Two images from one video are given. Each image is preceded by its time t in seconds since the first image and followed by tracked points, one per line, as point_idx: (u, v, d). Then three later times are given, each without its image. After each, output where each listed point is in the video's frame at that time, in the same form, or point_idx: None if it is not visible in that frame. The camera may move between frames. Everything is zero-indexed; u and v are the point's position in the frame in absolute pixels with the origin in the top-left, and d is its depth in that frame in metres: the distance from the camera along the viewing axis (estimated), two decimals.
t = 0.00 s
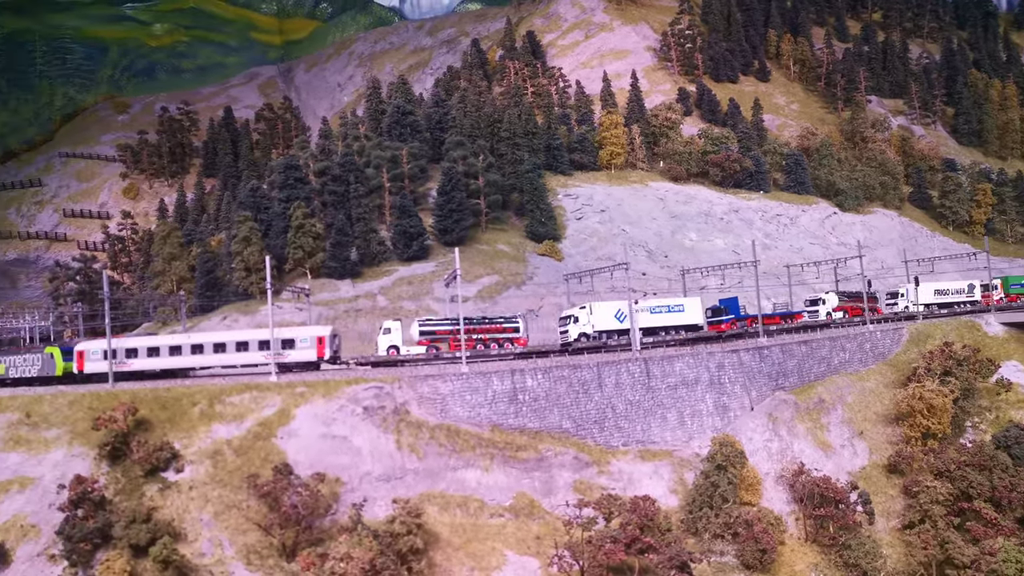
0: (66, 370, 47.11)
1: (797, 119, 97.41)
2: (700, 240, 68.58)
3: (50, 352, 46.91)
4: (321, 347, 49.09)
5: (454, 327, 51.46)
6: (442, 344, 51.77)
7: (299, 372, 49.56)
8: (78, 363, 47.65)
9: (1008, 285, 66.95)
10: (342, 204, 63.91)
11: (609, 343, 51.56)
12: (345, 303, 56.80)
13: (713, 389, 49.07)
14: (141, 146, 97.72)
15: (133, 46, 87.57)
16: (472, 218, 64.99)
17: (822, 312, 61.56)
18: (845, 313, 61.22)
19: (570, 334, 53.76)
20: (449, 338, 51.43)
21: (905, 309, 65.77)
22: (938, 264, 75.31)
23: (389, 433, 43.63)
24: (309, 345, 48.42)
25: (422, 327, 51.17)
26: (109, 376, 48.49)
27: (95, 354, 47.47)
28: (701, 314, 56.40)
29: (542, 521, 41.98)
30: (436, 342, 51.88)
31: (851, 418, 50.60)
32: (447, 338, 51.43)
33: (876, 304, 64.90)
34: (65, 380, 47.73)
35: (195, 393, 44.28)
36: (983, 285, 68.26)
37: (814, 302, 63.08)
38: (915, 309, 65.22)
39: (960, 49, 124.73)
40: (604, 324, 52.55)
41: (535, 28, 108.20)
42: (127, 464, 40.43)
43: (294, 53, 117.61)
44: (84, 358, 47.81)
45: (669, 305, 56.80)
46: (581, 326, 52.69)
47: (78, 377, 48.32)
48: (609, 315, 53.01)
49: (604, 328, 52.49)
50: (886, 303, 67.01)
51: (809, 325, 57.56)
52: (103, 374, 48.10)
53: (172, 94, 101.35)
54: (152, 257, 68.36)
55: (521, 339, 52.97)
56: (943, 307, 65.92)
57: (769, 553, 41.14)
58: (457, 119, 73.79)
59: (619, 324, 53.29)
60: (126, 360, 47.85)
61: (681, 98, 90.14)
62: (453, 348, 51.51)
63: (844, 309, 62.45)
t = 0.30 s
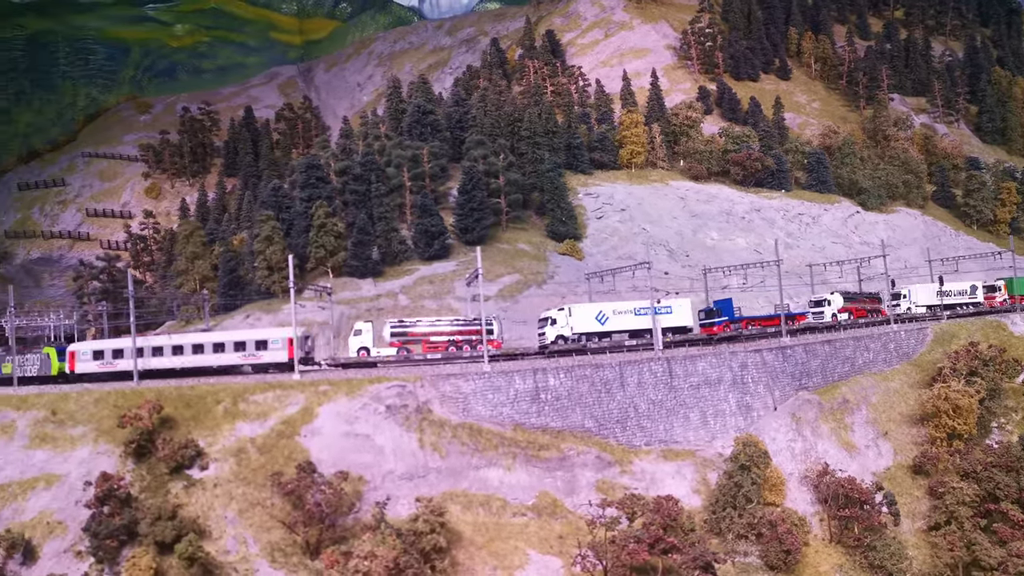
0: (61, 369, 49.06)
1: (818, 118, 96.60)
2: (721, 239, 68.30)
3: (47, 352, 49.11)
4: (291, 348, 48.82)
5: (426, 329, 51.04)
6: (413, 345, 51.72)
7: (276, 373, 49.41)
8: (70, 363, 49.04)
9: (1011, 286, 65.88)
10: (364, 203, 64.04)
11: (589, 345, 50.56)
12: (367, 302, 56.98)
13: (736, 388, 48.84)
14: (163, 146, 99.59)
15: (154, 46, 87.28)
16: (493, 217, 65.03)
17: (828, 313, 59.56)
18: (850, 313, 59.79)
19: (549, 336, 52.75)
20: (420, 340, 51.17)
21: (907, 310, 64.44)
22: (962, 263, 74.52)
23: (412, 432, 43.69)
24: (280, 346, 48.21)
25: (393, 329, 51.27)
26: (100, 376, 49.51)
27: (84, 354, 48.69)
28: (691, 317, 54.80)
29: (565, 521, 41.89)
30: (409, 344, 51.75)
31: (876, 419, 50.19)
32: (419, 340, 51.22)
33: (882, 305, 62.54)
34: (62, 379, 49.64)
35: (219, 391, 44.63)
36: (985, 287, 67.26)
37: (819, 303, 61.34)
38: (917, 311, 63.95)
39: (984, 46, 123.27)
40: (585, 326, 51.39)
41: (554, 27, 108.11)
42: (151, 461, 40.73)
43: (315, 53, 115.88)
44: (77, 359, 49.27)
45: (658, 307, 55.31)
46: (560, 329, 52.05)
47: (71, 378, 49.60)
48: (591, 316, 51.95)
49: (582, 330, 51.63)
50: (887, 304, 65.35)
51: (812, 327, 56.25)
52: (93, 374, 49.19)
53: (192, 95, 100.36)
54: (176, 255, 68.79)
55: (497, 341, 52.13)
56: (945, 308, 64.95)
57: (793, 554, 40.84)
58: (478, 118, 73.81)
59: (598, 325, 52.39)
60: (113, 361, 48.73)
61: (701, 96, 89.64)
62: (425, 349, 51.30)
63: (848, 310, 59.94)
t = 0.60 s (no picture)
0: (61, 368, 50.30)
1: (839, 116, 95.82)
2: (742, 238, 67.99)
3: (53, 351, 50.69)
4: (267, 349, 49.14)
5: (397, 331, 51.43)
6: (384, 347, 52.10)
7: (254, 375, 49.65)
8: (67, 364, 50.14)
9: (1013, 289, 64.10)
10: (384, 203, 64.19)
11: (564, 348, 50.53)
12: (388, 301, 57.14)
13: (759, 388, 48.60)
14: (183, 147, 97.81)
15: (175, 47, 89.09)
16: (513, 216, 65.11)
17: (831, 315, 58.42)
18: (852, 314, 59.47)
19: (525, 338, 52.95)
20: (392, 342, 51.40)
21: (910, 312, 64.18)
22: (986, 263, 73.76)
23: (435, 431, 43.76)
24: (255, 347, 48.57)
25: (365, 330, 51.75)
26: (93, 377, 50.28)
27: (79, 354, 49.48)
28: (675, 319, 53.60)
29: (587, 520, 41.87)
30: (381, 346, 52.28)
31: (900, 420, 49.83)
32: (391, 342, 51.50)
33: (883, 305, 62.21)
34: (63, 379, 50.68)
35: (244, 390, 44.92)
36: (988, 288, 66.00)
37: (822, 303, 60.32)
38: (920, 313, 63.79)
39: (1007, 44, 121.88)
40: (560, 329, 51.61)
41: (572, 26, 107.87)
42: (178, 458, 41.08)
43: (334, 53, 118.28)
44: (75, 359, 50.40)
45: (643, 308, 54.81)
46: (534, 331, 52.14)
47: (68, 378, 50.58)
48: (567, 319, 52.20)
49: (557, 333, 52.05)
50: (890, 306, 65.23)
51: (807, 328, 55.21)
52: (88, 375, 50.08)
53: (213, 95, 102.25)
54: (198, 254, 69.25)
55: (467, 343, 52.35)
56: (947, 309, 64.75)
57: (817, 555, 40.64)
58: (497, 117, 73.81)
59: (575, 328, 52.66)
60: (104, 362, 49.51)
61: (720, 95, 89.18)
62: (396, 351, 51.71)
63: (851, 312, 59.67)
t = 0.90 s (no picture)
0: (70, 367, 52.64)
1: (859, 115, 95.02)
2: (762, 237, 67.70)
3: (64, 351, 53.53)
4: (250, 350, 49.63)
5: (373, 332, 51.71)
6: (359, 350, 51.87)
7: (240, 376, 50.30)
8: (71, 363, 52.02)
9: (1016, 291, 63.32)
10: (403, 202, 64.35)
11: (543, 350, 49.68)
12: (409, 301, 57.32)
13: (781, 388, 48.32)
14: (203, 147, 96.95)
15: (194, 48, 90.73)
16: (532, 216, 65.22)
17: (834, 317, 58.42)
18: (856, 317, 58.72)
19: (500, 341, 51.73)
20: (369, 343, 51.69)
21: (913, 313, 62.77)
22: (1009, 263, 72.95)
23: (457, 430, 43.85)
24: (237, 348, 49.18)
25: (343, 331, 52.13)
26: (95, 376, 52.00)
27: (81, 355, 51.38)
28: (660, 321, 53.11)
29: (609, 520, 41.79)
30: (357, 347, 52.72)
31: (924, 421, 49.49)
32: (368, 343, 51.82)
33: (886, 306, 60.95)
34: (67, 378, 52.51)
35: (266, 388, 45.13)
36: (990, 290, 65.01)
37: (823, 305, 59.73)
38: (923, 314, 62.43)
39: None
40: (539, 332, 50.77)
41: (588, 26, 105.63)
42: (202, 456, 41.37)
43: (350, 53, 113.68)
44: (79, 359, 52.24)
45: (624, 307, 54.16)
46: (513, 334, 51.18)
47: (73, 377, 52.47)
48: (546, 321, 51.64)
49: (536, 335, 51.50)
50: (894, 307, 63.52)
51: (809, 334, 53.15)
52: (90, 374, 51.83)
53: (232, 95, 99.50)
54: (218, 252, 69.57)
55: (443, 345, 52.42)
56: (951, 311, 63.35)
57: (841, 556, 40.57)
58: (515, 117, 73.85)
59: (554, 330, 52.63)
60: (104, 362, 51.25)
61: (738, 94, 88.71)
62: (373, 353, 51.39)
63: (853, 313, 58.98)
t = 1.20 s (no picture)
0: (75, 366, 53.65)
1: (878, 114, 94.14)
2: (780, 237, 67.37)
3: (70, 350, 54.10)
4: (228, 352, 49.32)
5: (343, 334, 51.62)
6: (333, 351, 52.63)
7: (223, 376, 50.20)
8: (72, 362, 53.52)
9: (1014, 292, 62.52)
10: (421, 202, 64.58)
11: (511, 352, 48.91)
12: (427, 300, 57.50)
13: (801, 388, 48.03)
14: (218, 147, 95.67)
15: (210, 48, 93.08)
16: (550, 216, 65.21)
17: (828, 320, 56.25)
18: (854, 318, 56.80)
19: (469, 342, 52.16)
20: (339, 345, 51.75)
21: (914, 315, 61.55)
22: None
23: (475, 429, 43.91)
24: (214, 349, 49.00)
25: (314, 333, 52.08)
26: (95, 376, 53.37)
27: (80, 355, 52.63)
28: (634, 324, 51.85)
29: (628, 519, 41.73)
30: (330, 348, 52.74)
31: (944, 421, 49.14)
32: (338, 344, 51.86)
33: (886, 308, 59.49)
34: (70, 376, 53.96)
35: (286, 386, 45.35)
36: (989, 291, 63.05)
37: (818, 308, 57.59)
38: (924, 316, 61.26)
39: None
40: (502, 334, 50.71)
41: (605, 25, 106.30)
42: (222, 454, 41.55)
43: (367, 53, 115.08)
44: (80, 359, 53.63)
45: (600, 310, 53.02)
46: (478, 335, 51.36)
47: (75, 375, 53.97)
48: (513, 322, 51.05)
49: (500, 336, 51.15)
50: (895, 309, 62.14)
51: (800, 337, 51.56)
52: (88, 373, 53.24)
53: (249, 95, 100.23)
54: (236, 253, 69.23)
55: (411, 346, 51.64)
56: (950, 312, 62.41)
57: (861, 557, 40.21)
58: (532, 117, 73.92)
59: (523, 332, 51.16)
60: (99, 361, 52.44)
61: (755, 93, 88.15)
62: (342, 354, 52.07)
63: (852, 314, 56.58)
